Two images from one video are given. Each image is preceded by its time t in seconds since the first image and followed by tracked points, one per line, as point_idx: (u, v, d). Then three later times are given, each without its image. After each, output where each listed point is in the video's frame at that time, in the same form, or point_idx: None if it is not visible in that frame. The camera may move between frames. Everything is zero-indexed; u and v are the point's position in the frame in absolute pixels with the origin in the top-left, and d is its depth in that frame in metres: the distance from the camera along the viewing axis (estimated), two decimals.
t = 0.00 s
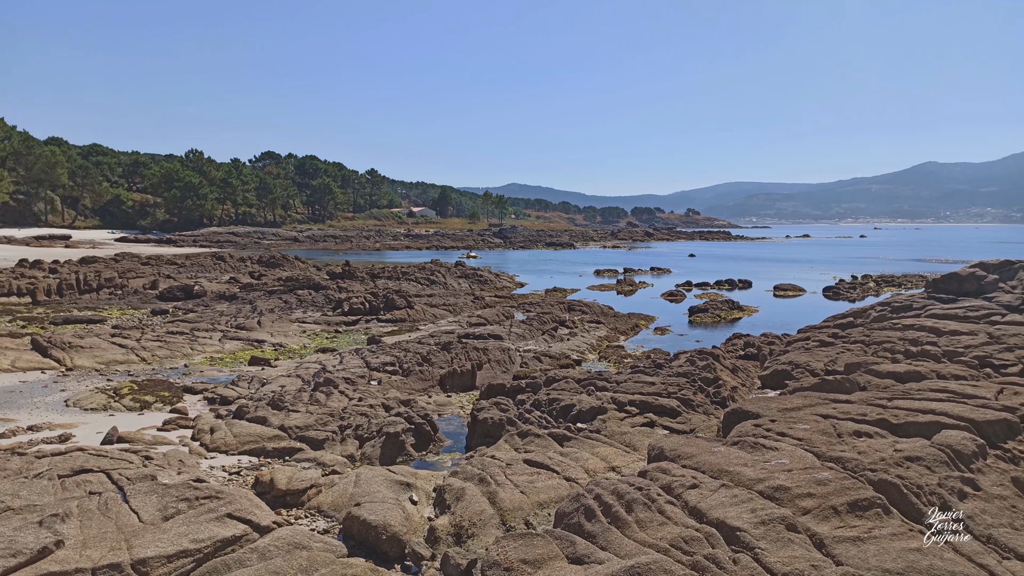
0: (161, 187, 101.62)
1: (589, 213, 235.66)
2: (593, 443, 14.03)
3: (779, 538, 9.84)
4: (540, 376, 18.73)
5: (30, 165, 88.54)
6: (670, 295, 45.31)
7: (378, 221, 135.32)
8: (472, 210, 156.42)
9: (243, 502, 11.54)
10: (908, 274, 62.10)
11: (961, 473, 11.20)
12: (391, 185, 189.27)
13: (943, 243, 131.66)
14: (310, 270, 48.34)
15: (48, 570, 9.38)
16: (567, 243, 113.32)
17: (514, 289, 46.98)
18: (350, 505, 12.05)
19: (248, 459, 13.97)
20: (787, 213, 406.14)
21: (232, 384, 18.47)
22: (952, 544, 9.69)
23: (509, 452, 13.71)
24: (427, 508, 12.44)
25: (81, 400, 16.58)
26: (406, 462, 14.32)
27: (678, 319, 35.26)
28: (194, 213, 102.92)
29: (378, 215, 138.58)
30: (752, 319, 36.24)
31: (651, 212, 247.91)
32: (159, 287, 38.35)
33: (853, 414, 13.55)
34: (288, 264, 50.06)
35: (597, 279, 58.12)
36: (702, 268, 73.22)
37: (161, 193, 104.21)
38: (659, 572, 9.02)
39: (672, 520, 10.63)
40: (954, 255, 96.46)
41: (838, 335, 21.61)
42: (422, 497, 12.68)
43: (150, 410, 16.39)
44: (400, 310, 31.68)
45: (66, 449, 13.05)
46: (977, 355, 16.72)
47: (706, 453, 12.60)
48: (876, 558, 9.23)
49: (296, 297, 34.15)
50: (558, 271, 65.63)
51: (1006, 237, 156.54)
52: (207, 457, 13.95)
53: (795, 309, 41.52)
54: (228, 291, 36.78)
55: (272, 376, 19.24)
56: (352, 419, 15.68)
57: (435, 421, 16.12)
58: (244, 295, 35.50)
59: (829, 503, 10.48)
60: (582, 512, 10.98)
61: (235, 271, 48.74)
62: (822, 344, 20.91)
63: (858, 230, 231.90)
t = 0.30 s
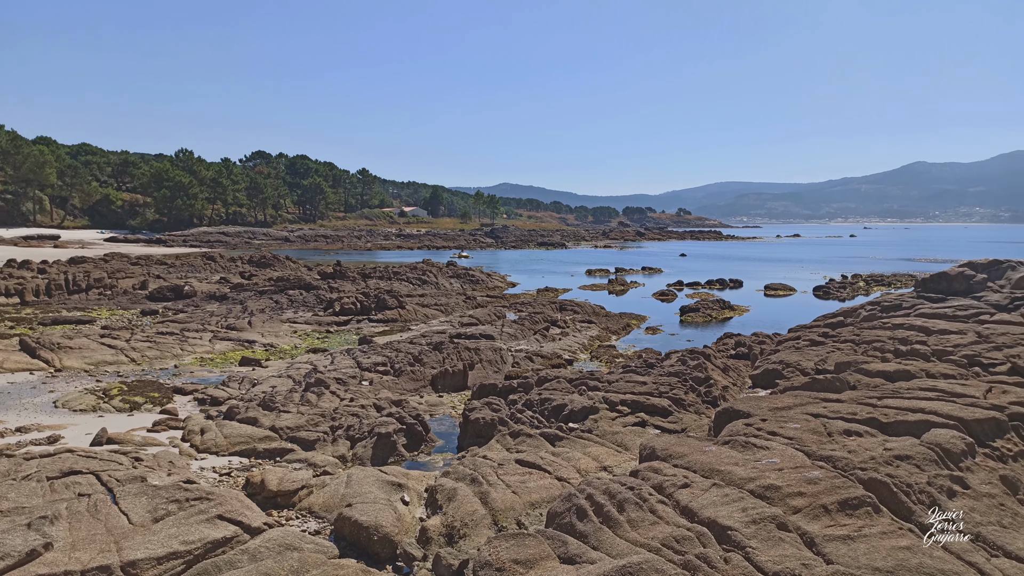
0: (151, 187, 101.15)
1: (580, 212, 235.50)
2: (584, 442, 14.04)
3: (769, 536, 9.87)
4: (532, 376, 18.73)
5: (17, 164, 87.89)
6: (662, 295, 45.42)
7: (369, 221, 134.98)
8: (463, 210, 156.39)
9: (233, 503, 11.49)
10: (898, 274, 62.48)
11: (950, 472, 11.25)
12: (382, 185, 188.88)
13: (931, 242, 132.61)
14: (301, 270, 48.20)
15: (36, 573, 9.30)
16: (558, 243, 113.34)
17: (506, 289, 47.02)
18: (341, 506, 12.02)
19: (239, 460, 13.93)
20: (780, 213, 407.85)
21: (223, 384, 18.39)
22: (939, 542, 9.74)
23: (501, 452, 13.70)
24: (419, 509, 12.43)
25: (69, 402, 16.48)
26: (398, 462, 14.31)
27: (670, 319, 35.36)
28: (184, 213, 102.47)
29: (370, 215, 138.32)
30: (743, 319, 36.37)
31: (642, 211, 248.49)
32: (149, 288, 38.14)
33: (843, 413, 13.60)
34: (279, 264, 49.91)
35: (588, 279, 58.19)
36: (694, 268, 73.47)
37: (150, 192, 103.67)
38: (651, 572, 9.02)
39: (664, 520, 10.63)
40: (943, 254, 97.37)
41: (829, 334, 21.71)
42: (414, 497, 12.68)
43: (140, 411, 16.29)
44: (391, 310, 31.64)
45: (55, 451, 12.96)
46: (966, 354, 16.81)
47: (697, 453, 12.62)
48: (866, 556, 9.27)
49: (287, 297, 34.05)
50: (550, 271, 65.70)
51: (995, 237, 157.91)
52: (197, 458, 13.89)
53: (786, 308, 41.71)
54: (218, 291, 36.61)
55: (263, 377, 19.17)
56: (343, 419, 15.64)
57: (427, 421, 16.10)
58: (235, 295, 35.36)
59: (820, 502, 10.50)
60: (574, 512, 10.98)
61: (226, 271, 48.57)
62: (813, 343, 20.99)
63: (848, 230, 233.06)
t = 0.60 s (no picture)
0: (124, 186, 99.80)
1: (559, 213, 235.82)
2: (563, 443, 14.06)
3: (745, 535, 9.93)
4: (510, 376, 18.72)
5: None
6: (639, 295, 45.65)
7: (347, 221, 134.29)
8: (442, 210, 156.20)
9: (209, 507, 11.33)
10: (871, 274, 63.46)
11: (922, 470, 11.40)
12: (360, 185, 187.80)
13: (903, 243, 134.81)
14: (278, 271, 47.83)
15: None
16: (537, 244, 113.47)
17: (485, 289, 47.01)
18: (319, 508, 11.93)
19: (215, 462, 13.77)
20: (761, 215, 411.80)
21: (198, 386, 18.19)
22: (913, 540, 9.84)
23: (480, 453, 13.67)
24: (398, 511, 12.37)
25: (41, 404, 16.21)
26: (376, 464, 14.23)
27: (648, 319, 35.55)
28: (158, 213, 101.24)
29: (348, 215, 137.64)
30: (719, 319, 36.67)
31: (620, 212, 249.77)
32: (122, 288, 37.62)
33: (818, 412, 13.74)
34: (256, 264, 49.50)
35: (567, 279, 58.35)
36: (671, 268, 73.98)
37: (124, 191, 102.25)
38: (629, 571, 9.03)
39: (642, 519, 10.66)
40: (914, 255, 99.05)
41: (804, 334, 21.94)
42: (392, 499, 12.61)
43: (113, 413, 16.07)
44: (369, 311, 31.52)
45: (25, 455, 12.74)
46: (938, 354, 17.07)
47: (674, 453, 12.68)
48: (841, 554, 9.35)
49: (264, 298, 33.77)
50: (529, 272, 65.78)
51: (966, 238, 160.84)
52: (172, 461, 13.72)
53: (761, 308, 42.12)
54: (193, 292, 36.22)
55: (239, 378, 18.97)
56: (321, 421, 15.53)
57: (405, 422, 16.04)
58: (210, 295, 35.00)
59: (795, 501, 10.59)
60: (553, 513, 10.96)
61: (202, 271, 48.09)
62: (788, 343, 21.20)
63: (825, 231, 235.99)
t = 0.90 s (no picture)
0: (88, 185, 97.71)
1: (530, 212, 236.07)
2: (536, 442, 14.07)
3: (717, 532, 10.00)
4: (484, 376, 18.71)
5: None
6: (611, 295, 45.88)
7: (317, 221, 133.07)
8: (414, 210, 155.59)
9: (178, 511, 11.13)
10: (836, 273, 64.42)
11: (888, 465, 11.58)
12: (330, 184, 186.11)
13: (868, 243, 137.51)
14: (247, 271, 47.26)
15: None
16: (509, 243, 113.54)
17: (457, 289, 46.92)
18: (291, 511, 11.79)
19: (183, 466, 13.57)
20: (735, 215, 415.90)
21: (166, 389, 17.92)
22: (881, 535, 9.98)
23: (453, 453, 13.62)
24: (370, 513, 12.27)
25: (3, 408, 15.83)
26: (348, 466, 14.13)
27: (619, 318, 35.75)
28: (123, 213, 99.38)
29: (318, 215, 136.42)
30: (690, 318, 36.99)
31: (592, 212, 251.06)
32: (87, 289, 36.89)
33: (787, 409, 13.90)
34: (224, 265, 48.87)
35: (539, 279, 58.49)
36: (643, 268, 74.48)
37: (88, 190, 100.11)
38: (603, 570, 9.03)
39: (615, 518, 10.69)
40: (878, 254, 101.04)
41: (774, 332, 22.23)
42: (365, 501, 12.51)
43: (78, 417, 15.77)
44: (341, 311, 31.30)
45: None
46: (903, 351, 17.40)
47: (647, 451, 12.75)
48: (810, 549, 9.45)
49: (233, 299, 33.37)
50: (501, 271, 65.77)
51: (932, 237, 164.32)
52: (140, 465, 13.49)
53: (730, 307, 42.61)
54: (160, 293, 35.66)
55: (208, 381, 18.70)
56: (292, 423, 15.38)
57: (377, 423, 15.95)
58: (178, 297, 34.49)
59: (765, 497, 10.70)
60: (526, 512, 10.94)
61: (169, 272, 47.35)
62: (758, 341, 21.46)
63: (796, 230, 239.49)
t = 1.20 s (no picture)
0: (56, 185, 95.68)
1: (507, 213, 236.12)
2: (513, 442, 14.09)
3: (693, 529, 10.06)
4: (460, 376, 18.69)
5: None
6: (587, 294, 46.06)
7: (292, 222, 132.01)
8: (389, 210, 154.83)
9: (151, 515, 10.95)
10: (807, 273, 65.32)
11: (860, 461, 11.73)
12: (304, 184, 184.36)
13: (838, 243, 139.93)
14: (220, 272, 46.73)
15: None
16: (485, 244, 113.50)
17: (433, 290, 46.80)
18: (266, 514, 11.68)
19: (155, 470, 13.38)
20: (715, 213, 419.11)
21: (138, 392, 17.67)
22: (852, 530, 10.11)
23: (430, 454, 13.58)
24: (347, 514, 12.19)
25: None
26: (324, 468, 14.04)
27: (595, 318, 35.91)
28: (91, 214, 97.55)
29: (291, 215, 135.20)
30: (665, 317, 37.26)
31: (567, 212, 251.95)
32: (55, 291, 36.19)
33: (761, 407, 14.05)
34: (196, 266, 48.25)
35: (515, 279, 58.57)
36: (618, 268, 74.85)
37: (55, 191, 98.04)
38: (580, 569, 9.05)
39: (591, 516, 10.71)
40: (848, 254, 102.74)
41: (748, 331, 22.48)
42: (341, 503, 12.42)
43: (47, 422, 15.48)
44: (316, 313, 31.10)
45: None
46: (873, 349, 17.68)
47: (623, 450, 12.82)
48: (784, 545, 9.55)
49: (206, 301, 33.00)
50: (477, 272, 65.70)
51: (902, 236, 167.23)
52: (111, 470, 13.28)
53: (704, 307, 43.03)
54: (130, 295, 35.13)
55: (181, 384, 18.48)
56: (267, 426, 15.25)
57: (354, 425, 15.86)
58: (148, 299, 33.99)
59: (740, 494, 10.80)
60: (504, 512, 10.93)
61: (139, 273, 46.62)
62: (732, 340, 21.68)
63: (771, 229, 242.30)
